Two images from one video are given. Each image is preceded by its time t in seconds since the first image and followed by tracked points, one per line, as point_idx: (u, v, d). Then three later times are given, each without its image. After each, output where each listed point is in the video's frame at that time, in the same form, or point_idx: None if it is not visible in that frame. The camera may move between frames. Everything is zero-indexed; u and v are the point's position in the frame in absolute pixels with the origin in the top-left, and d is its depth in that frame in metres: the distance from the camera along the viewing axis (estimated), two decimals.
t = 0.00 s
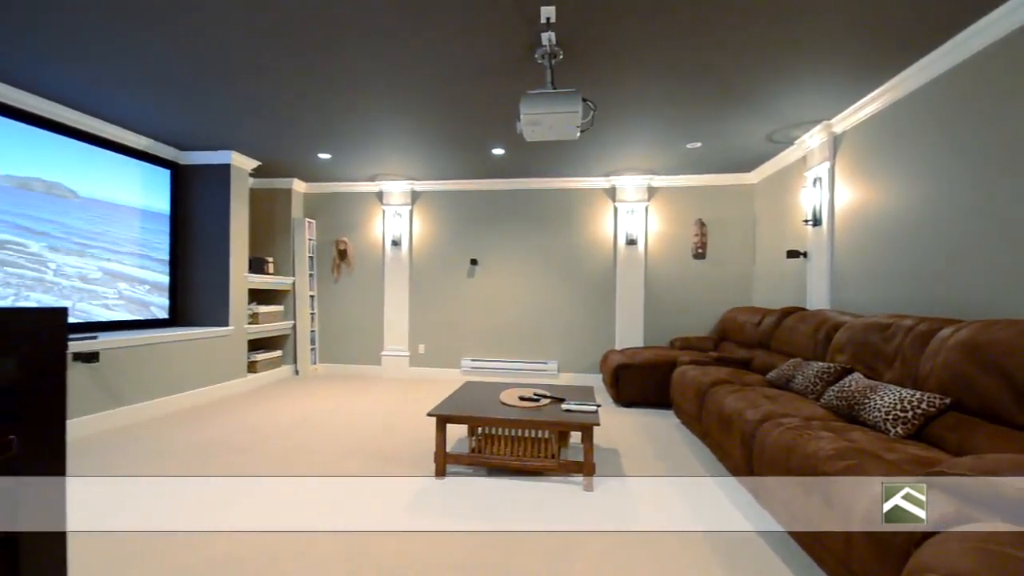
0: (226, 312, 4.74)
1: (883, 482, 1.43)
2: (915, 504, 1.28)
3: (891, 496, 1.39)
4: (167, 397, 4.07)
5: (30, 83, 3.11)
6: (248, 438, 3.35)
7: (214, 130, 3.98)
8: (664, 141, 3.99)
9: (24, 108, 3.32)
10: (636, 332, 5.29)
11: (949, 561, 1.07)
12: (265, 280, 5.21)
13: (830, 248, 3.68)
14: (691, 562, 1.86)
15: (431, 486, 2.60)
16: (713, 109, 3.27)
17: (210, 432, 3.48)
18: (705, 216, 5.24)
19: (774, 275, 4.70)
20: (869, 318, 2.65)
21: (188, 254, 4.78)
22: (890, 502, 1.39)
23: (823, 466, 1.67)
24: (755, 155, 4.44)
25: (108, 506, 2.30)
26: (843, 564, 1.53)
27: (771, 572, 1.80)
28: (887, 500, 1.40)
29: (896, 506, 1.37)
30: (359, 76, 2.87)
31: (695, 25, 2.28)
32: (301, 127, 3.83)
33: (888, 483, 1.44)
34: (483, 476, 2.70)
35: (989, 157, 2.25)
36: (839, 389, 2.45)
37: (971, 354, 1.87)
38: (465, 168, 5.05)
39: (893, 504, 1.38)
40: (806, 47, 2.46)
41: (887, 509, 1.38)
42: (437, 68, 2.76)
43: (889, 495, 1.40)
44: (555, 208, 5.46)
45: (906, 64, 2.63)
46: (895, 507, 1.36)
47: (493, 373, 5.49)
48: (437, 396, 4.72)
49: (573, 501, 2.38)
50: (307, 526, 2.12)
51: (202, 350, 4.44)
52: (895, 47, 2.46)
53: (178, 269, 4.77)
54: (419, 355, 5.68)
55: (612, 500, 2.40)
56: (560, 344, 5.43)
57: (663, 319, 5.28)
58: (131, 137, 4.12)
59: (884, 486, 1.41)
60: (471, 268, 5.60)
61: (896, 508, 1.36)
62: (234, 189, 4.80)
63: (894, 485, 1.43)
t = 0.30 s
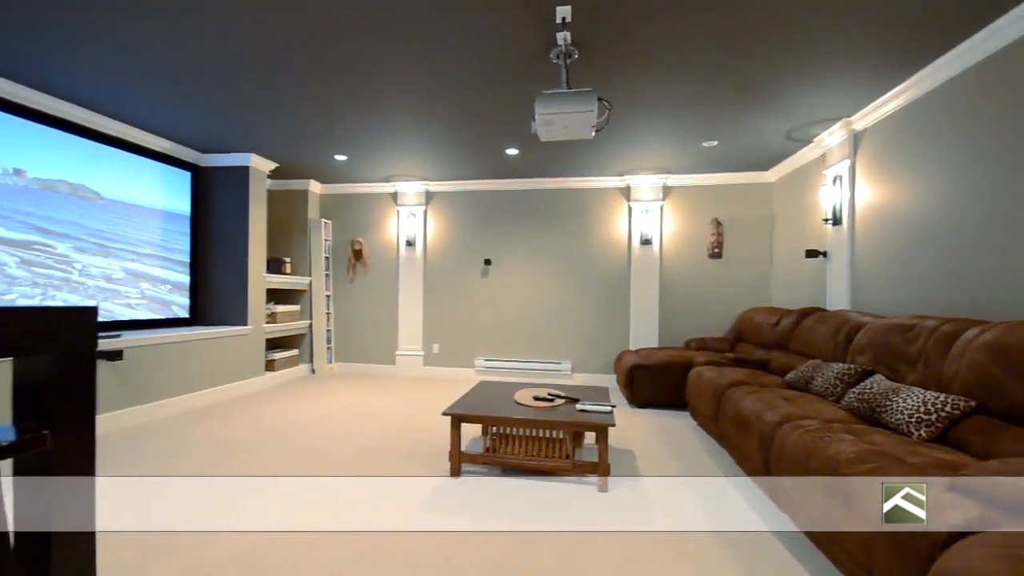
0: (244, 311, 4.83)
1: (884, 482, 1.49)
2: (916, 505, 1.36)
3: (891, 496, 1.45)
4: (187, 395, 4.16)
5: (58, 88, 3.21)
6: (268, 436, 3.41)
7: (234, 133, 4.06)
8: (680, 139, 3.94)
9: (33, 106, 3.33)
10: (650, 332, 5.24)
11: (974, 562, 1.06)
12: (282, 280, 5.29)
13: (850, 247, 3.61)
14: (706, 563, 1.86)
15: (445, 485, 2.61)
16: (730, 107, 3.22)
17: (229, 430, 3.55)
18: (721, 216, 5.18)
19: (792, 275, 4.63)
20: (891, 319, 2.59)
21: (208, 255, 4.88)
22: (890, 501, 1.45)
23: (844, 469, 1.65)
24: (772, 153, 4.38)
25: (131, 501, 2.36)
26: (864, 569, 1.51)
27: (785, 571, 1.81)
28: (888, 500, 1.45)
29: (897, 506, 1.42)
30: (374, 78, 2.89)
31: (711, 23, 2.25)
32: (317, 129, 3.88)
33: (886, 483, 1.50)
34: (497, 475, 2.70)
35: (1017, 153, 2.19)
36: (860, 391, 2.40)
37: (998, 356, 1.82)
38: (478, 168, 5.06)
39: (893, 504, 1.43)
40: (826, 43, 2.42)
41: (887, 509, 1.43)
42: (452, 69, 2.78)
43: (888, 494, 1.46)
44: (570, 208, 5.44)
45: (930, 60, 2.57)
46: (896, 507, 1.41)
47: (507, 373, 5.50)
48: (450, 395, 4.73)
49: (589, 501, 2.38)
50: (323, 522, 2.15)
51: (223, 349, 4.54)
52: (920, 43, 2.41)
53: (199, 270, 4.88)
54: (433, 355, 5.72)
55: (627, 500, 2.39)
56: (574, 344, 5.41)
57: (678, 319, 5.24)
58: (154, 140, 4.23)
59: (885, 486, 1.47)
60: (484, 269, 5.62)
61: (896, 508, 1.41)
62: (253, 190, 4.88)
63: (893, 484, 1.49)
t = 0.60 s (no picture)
0: (261, 310, 4.91)
1: (884, 481, 1.51)
2: (915, 504, 1.39)
3: (891, 496, 1.48)
4: (206, 392, 4.25)
5: (83, 93, 3.28)
6: (283, 435, 3.45)
7: (251, 135, 4.13)
8: (695, 138, 3.90)
9: (45, 106, 3.32)
10: (664, 333, 5.20)
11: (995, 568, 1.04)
12: (297, 280, 5.36)
13: (869, 246, 3.54)
14: (721, 563, 1.86)
15: (458, 484, 2.62)
16: (746, 105, 3.18)
17: (246, 428, 3.61)
18: (736, 215, 5.12)
19: (809, 275, 4.56)
20: (912, 319, 2.54)
21: (226, 255, 4.96)
22: (890, 501, 1.47)
23: (864, 472, 1.62)
24: (789, 152, 4.31)
25: (151, 498, 2.40)
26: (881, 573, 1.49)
27: (800, 572, 1.81)
28: (887, 500, 1.48)
29: (896, 506, 1.45)
30: (389, 80, 2.92)
31: (728, 20, 2.23)
32: (332, 131, 3.92)
33: (886, 483, 1.52)
34: (510, 475, 2.71)
35: None
36: (880, 393, 2.36)
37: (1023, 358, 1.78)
38: (491, 169, 5.07)
39: (893, 503, 1.46)
40: (845, 40, 2.38)
41: (887, 509, 1.47)
42: (466, 71, 2.80)
43: (888, 494, 1.48)
44: (582, 208, 5.43)
45: (952, 55, 2.52)
46: (896, 507, 1.45)
47: (519, 373, 5.51)
48: (462, 395, 4.74)
49: (603, 501, 2.38)
50: (341, 521, 2.18)
51: (238, 348, 4.59)
52: (942, 38, 2.36)
53: (218, 270, 4.97)
54: (445, 354, 5.75)
55: (642, 501, 2.39)
56: (587, 344, 5.40)
57: (692, 319, 5.19)
58: (174, 143, 4.32)
59: (885, 486, 1.50)
60: (496, 269, 5.63)
61: (896, 508, 1.45)
62: (270, 192, 4.96)
63: (892, 484, 1.52)
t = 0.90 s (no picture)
0: (276, 309, 4.98)
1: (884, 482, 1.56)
2: (915, 504, 1.44)
3: (891, 496, 1.53)
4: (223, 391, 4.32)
5: (106, 97, 3.37)
6: (298, 433, 3.50)
7: (267, 137, 4.19)
8: (709, 137, 3.86)
9: (56, 107, 3.34)
10: (677, 333, 5.16)
11: None
12: (311, 280, 5.42)
13: (888, 245, 3.47)
14: (736, 563, 1.86)
15: (471, 484, 2.63)
16: (761, 103, 3.14)
17: (261, 426, 3.66)
18: (751, 214, 5.06)
19: (826, 274, 4.49)
20: (932, 320, 2.49)
21: (242, 256, 5.04)
22: (889, 501, 1.52)
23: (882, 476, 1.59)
24: (805, 150, 4.25)
25: (167, 498, 2.43)
26: None
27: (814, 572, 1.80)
28: (888, 500, 1.53)
29: (896, 506, 1.51)
30: (402, 80, 2.94)
31: (744, 18, 2.21)
32: (346, 132, 3.96)
33: (885, 482, 1.57)
34: (523, 475, 2.71)
35: None
36: (899, 394, 2.31)
37: None
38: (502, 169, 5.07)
39: (893, 503, 1.51)
40: (863, 35, 2.34)
41: (887, 508, 1.53)
42: (479, 71, 2.80)
43: (889, 494, 1.53)
44: (594, 207, 5.41)
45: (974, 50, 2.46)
46: (896, 507, 1.50)
47: (531, 373, 5.51)
48: (474, 395, 4.75)
49: (616, 501, 2.37)
50: (358, 522, 2.19)
51: (250, 348, 4.62)
52: (964, 33, 2.30)
53: (234, 270, 5.05)
54: (457, 354, 5.77)
55: (656, 501, 2.38)
56: (599, 344, 5.38)
57: (706, 319, 5.14)
58: (191, 145, 4.40)
59: (885, 487, 1.55)
60: (508, 268, 5.64)
61: (896, 508, 1.50)
62: (284, 192, 5.02)
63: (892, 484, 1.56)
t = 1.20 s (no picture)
0: (291, 309, 5.04)
1: (885, 482, 1.62)
2: (918, 504, 1.47)
3: (892, 496, 1.59)
4: (239, 388, 4.39)
5: (128, 101, 3.45)
6: (312, 432, 3.54)
7: (282, 138, 4.24)
8: (725, 135, 3.81)
9: (68, 106, 3.34)
10: (691, 333, 5.11)
11: None
12: (326, 280, 5.49)
13: (908, 244, 3.40)
14: (751, 563, 1.85)
15: (483, 483, 2.63)
16: (779, 99, 3.08)
17: (277, 424, 3.72)
18: (766, 213, 4.99)
19: (844, 274, 4.41)
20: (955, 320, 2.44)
21: (258, 256, 5.12)
22: (890, 501, 1.58)
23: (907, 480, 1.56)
24: (823, 147, 4.18)
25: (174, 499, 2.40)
26: None
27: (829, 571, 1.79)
28: (889, 500, 1.60)
29: (896, 506, 1.57)
30: (416, 82, 2.96)
31: (761, 14, 2.18)
32: (361, 133, 4.00)
33: (886, 483, 1.63)
34: (536, 475, 2.71)
35: None
36: (919, 396, 2.27)
37: None
38: (515, 169, 5.08)
39: (893, 503, 1.58)
40: (885, 31, 2.29)
41: (888, 508, 1.59)
42: (492, 72, 2.81)
43: (889, 494, 1.59)
44: (608, 206, 5.39)
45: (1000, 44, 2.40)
46: (895, 507, 1.57)
47: (544, 373, 5.50)
48: (486, 395, 4.74)
49: (629, 501, 2.36)
50: (371, 522, 2.19)
51: (267, 347, 4.69)
52: (992, 26, 2.24)
53: (251, 269, 5.13)
54: (469, 354, 5.79)
55: (670, 502, 2.37)
56: (611, 344, 5.35)
57: (720, 320, 5.08)
58: (210, 147, 4.48)
59: (886, 487, 1.60)
60: (520, 268, 5.64)
61: (895, 508, 1.57)
62: (300, 193, 5.08)
63: (893, 484, 1.61)
